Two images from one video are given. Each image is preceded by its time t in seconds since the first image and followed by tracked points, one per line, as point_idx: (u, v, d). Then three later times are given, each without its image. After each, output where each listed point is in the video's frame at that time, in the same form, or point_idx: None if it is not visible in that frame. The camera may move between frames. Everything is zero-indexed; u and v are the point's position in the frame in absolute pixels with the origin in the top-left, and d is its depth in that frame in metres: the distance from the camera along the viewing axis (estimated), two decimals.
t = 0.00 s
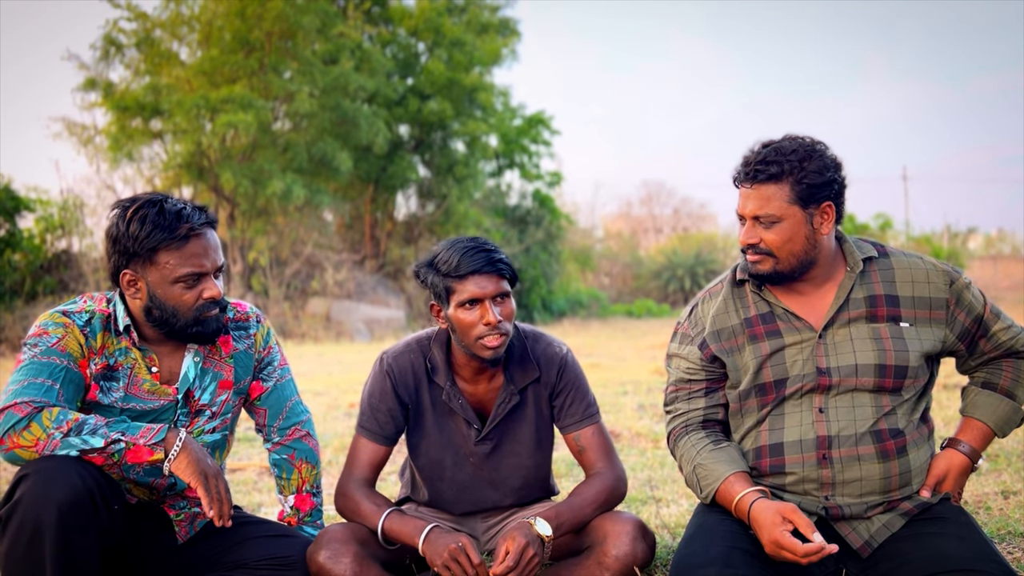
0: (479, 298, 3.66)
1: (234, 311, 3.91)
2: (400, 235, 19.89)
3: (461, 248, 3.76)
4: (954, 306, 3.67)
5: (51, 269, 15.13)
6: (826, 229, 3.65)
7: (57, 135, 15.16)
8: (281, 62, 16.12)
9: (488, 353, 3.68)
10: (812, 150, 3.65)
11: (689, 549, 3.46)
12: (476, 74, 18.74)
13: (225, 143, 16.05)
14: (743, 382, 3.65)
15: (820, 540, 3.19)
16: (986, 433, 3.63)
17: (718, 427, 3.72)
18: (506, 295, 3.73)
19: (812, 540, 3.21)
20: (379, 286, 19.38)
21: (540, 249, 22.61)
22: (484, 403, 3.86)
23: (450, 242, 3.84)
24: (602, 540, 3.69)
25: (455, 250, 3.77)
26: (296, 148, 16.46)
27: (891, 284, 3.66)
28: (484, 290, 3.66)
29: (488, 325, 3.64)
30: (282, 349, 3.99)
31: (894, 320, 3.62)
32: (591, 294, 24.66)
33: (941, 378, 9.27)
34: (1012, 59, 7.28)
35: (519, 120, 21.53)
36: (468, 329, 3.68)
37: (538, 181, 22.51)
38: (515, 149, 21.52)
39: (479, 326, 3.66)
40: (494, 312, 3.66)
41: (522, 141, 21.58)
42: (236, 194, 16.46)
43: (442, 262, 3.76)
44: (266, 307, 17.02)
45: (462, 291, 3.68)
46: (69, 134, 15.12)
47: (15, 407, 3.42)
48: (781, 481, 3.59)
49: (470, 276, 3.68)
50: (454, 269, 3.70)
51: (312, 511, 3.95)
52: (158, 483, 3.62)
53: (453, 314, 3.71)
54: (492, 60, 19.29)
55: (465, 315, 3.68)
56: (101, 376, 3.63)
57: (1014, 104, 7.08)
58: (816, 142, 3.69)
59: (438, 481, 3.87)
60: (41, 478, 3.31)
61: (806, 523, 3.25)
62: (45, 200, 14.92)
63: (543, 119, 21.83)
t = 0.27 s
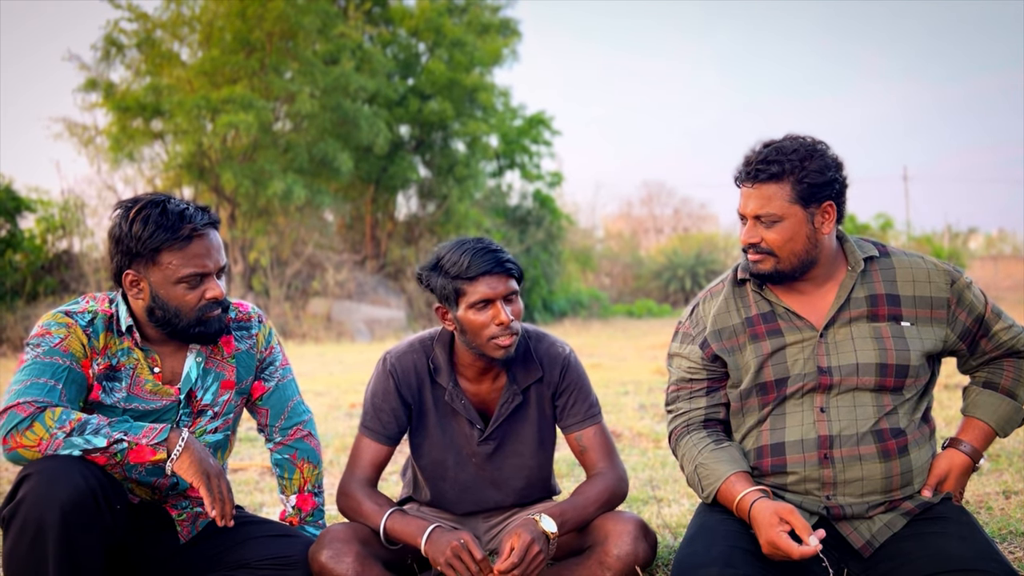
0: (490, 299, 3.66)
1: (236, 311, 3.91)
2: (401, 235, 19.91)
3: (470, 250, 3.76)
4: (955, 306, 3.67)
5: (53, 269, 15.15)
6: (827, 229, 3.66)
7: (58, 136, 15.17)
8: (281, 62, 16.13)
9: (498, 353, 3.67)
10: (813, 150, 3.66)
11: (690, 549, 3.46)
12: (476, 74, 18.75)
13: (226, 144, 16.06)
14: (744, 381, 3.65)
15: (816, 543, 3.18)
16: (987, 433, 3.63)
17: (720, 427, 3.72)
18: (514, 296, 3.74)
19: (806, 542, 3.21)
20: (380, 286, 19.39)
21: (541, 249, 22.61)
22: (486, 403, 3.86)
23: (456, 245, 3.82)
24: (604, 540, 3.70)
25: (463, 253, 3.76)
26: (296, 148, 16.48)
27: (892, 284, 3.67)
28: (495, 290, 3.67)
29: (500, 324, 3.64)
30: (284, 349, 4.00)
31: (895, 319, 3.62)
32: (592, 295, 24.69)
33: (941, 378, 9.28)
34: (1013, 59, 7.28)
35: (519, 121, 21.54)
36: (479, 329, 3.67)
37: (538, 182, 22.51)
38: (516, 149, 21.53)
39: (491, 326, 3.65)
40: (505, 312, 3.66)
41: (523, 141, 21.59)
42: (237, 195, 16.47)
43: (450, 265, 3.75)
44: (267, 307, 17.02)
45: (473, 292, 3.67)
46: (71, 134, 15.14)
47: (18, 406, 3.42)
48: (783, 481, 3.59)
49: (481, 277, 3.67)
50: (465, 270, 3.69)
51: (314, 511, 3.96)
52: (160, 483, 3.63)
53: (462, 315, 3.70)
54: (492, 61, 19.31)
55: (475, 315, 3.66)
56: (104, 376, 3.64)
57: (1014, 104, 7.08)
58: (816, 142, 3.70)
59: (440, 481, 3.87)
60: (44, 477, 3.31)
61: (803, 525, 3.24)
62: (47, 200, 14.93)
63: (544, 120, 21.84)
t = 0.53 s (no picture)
0: (472, 319, 3.56)
1: (236, 312, 3.92)
2: (401, 236, 19.92)
3: (464, 264, 3.65)
4: (955, 306, 3.67)
5: (53, 270, 15.16)
6: (827, 229, 3.66)
7: (58, 136, 15.18)
8: (282, 62, 16.13)
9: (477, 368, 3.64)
10: (813, 150, 3.65)
11: (691, 549, 3.47)
12: (477, 75, 18.75)
13: (227, 144, 16.06)
14: (744, 381, 3.66)
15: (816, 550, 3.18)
16: (987, 433, 3.64)
17: (720, 427, 3.72)
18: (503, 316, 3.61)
19: (808, 549, 3.20)
20: (381, 286, 19.40)
21: (541, 249, 22.61)
22: (487, 404, 3.86)
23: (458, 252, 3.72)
24: (604, 540, 3.70)
25: (458, 266, 3.65)
26: (297, 149, 16.49)
27: (892, 284, 3.67)
28: (477, 311, 3.55)
29: (478, 346, 3.57)
30: (284, 350, 4.00)
31: (895, 319, 3.62)
32: (593, 295, 24.70)
33: (942, 378, 9.28)
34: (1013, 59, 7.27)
35: (520, 121, 21.55)
36: (461, 343, 3.63)
37: (539, 182, 22.51)
38: (516, 149, 21.54)
39: (470, 345, 3.59)
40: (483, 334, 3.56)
41: (524, 141, 21.60)
42: (237, 195, 16.47)
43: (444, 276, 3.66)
44: (268, 307, 17.03)
45: (456, 310, 3.58)
46: (71, 135, 15.14)
47: (19, 407, 3.42)
48: (783, 481, 3.59)
49: (466, 297, 3.57)
50: (452, 286, 3.60)
51: (314, 512, 3.96)
52: (160, 484, 3.63)
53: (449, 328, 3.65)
54: (493, 61, 19.31)
55: (457, 332, 3.61)
56: (105, 377, 3.64)
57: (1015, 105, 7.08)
58: (817, 142, 3.69)
59: (441, 482, 3.88)
60: (45, 478, 3.32)
61: (804, 530, 3.24)
62: (47, 201, 14.92)
63: (545, 120, 21.85)
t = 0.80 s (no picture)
0: (469, 333, 3.54)
1: (238, 312, 3.92)
2: (402, 236, 19.93)
3: (464, 278, 3.60)
4: (956, 307, 3.67)
5: (54, 270, 15.18)
6: (836, 225, 3.68)
7: (59, 136, 15.19)
8: (283, 63, 16.14)
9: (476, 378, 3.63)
10: (829, 145, 3.69)
11: (691, 550, 3.47)
12: (478, 75, 18.75)
13: (228, 145, 16.07)
14: (745, 381, 3.66)
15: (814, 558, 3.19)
16: (987, 434, 3.64)
17: (722, 427, 3.72)
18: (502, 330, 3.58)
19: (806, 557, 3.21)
20: (381, 286, 19.41)
21: (542, 250, 22.63)
22: (487, 406, 3.85)
23: (460, 263, 3.69)
24: (606, 540, 3.70)
25: (460, 280, 3.60)
26: (298, 149, 16.51)
27: (893, 284, 3.68)
28: (476, 326, 3.52)
29: (475, 359, 3.56)
30: (285, 350, 4.00)
31: (896, 319, 3.63)
32: (593, 295, 24.72)
33: (942, 378, 9.28)
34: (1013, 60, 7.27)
35: (521, 121, 21.56)
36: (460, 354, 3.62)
37: (540, 182, 22.51)
38: (517, 150, 21.55)
39: (467, 358, 3.59)
40: (479, 348, 3.55)
41: (524, 142, 21.62)
42: (238, 195, 16.48)
43: (444, 288, 3.62)
44: (269, 307, 17.04)
45: (455, 325, 3.55)
46: (72, 135, 15.14)
47: (20, 407, 3.43)
48: (783, 482, 3.59)
49: (465, 313, 3.53)
50: (451, 301, 3.55)
51: (316, 512, 3.97)
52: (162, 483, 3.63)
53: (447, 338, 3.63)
54: (494, 61, 19.33)
55: (455, 343, 3.59)
56: (107, 377, 3.65)
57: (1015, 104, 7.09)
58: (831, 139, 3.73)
59: (442, 483, 3.88)
60: (46, 477, 3.32)
61: (804, 538, 3.25)
62: (48, 201, 14.93)
63: (546, 120, 21.86)
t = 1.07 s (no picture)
0: (472, 337, 3.54)
1: (239, 312, 3.91)
2: (403, 236, 19.94)
3: (469, 282, 3.60)
4: (958, 311, 3.68)
5: (56, 270, 15.19)
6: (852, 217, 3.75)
7: (61, 137, 15.20)
8: (284, 63, 16.16)
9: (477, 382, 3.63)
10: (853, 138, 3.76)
11: (693, 550, 3.47)
12: (479, 75, 18.74)
13: (229, 145, 16.08)
14: (748, 377, 3.65)
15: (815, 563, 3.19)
16: (989, 440, 3.64)
17: (724, 425, 3.73)
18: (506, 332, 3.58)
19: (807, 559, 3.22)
20: (382, 286, 19.41)
21: (543, 250, 22.63)
22: (488, 407, 3.85)
23: (465, 265, 3.71)
24: (607, 540, 3.70)
25: (463, 283, 3.61)
26: (299, 149, 16.51)
27: (898, 284, 3.67)
28: (478, 329, 3.52)
29: (478, 362, 3.56)
30: (287, 350, 4.00)
31: (900, 319, 3.62)
32: (594, 295, 24.73)
33: (944, 379, 9.27)
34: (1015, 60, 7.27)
35: (522, 122, 21.56)
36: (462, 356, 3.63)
37: (541, 182, 22.51)
38: (518, 150, 21.55)
39: (470, 359, 3.59)
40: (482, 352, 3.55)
41: (525, 142, 21.62)
42: (240, 195, 16.48)
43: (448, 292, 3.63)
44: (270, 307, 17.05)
45: (457, 328, 3.56)
46: (74, 135, 15.15)
47: (22, 408, 3.43)
48: (785, 481, 3.59)
49: (467, 317, 3.53)
50: (456, 304, 3.56)
51: (317, 512, 3.97)
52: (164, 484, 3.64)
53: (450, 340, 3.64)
54: (495, 62, 19.33)
55: (457, 345, 3.59)
56: (108, 377, 3.65)
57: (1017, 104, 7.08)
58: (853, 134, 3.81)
59: (443, 484, 3.88)
60: (47, 477, 3.33)
61: (804, 542, 3.25)
62: (50, 201, 14.93)
63: (547, 121, 21.87)
